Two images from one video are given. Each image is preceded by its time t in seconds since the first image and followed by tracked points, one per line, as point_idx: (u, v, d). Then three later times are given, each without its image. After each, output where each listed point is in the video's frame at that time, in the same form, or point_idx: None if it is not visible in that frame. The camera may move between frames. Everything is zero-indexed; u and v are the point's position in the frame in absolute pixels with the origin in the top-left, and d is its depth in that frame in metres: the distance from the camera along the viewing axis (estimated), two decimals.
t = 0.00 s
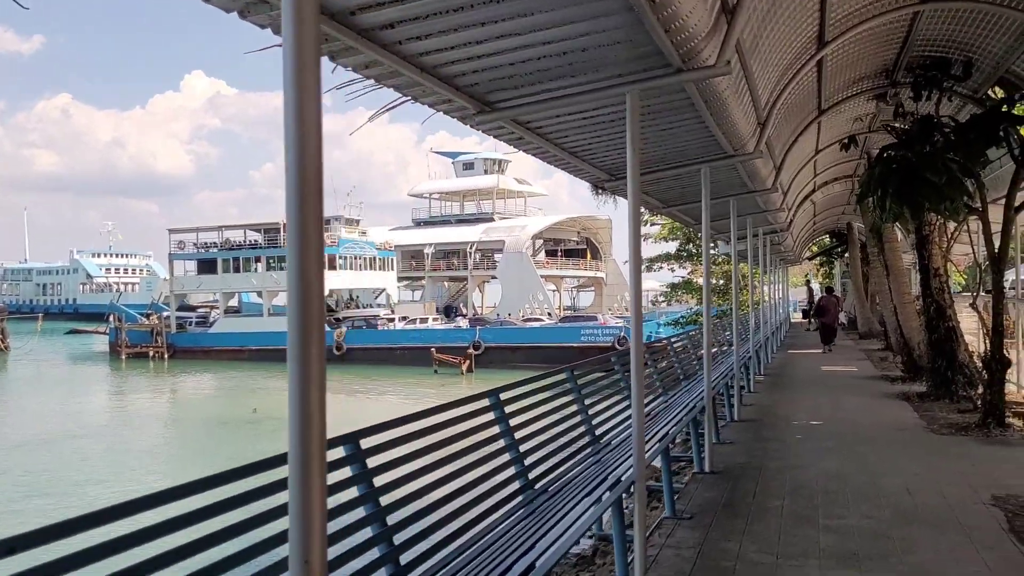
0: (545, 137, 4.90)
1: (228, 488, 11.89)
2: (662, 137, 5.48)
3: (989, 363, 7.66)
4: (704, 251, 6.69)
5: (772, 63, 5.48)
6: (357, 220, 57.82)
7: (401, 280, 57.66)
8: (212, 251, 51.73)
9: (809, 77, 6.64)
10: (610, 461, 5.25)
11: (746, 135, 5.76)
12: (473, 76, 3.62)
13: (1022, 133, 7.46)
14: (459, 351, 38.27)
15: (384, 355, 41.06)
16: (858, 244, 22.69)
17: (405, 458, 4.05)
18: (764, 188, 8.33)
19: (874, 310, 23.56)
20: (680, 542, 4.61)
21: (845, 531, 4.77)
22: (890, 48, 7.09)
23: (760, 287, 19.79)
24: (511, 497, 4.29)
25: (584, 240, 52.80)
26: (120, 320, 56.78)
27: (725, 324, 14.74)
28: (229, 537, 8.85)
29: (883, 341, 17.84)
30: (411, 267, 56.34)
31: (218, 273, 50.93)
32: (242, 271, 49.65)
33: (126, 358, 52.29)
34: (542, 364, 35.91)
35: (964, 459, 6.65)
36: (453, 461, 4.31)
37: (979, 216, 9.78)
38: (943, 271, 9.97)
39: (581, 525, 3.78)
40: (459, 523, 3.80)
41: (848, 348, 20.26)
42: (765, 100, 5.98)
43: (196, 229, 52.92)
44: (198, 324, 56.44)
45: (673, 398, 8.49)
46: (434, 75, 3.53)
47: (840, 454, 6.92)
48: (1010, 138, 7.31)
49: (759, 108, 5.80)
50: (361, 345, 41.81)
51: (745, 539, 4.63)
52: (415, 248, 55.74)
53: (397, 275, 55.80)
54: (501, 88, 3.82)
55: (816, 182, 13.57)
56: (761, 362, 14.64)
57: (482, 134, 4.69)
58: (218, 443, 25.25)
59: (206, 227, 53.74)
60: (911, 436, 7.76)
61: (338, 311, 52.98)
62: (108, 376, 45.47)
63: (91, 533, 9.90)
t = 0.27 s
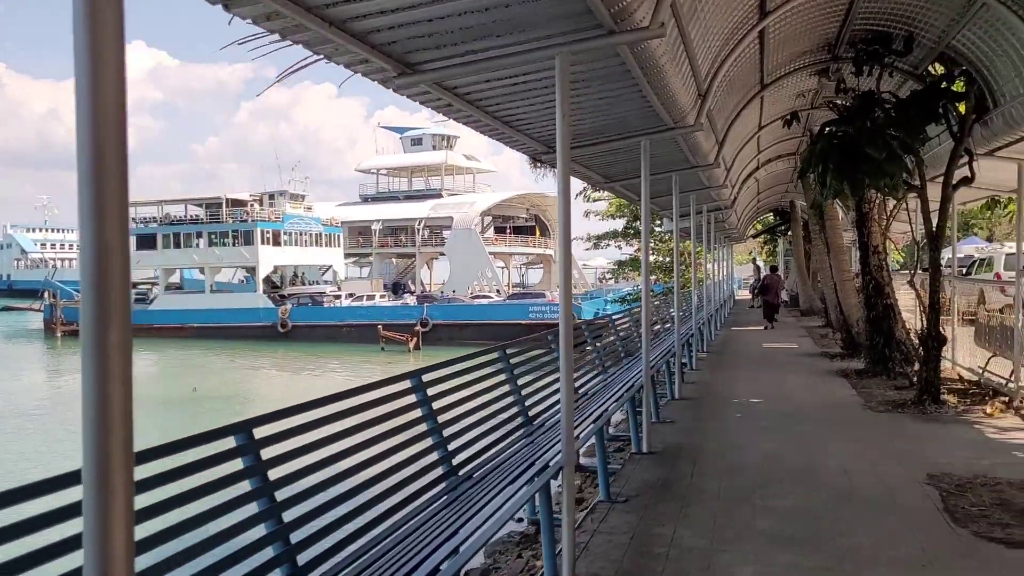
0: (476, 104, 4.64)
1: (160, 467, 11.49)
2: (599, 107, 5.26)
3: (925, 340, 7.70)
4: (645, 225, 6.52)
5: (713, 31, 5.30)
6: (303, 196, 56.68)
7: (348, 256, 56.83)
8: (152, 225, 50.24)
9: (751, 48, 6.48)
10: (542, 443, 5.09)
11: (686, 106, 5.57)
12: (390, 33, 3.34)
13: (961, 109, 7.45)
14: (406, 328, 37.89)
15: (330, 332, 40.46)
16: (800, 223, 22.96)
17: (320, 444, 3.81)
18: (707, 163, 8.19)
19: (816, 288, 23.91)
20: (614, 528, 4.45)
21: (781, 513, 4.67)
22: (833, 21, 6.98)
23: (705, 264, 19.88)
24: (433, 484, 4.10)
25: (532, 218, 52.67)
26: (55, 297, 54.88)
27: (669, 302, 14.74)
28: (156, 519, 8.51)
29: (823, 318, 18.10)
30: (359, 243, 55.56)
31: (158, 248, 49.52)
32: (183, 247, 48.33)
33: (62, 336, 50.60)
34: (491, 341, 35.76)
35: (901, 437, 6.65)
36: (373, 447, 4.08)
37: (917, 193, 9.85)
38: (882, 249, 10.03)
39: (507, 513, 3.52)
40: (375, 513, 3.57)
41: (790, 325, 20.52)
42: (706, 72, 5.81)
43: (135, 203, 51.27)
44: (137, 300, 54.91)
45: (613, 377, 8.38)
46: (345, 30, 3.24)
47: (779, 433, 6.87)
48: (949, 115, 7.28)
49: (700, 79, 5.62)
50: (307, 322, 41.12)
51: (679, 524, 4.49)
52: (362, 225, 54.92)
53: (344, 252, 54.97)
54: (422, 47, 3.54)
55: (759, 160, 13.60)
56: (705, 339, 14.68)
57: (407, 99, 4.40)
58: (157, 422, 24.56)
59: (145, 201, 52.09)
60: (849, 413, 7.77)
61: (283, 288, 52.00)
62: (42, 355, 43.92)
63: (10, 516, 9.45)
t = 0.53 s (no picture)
0: (402, 95, 4.34)
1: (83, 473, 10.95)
2: (533, 102, 5.01)
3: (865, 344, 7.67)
4: (584, 223, 6.31)
5: (654, 27, 5.10)
6: (245, 192, 55.47)
7: (292, 254, 55.77)
8: (86, 221, 48.56)
9: (692, 44, 6.31)
10: (473, 452, 4.82)
11: (626, 103, 5.37)
12: (299, 10, 3.05)
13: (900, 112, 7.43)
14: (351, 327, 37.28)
15: (272, 332, 39.61)
16: (743, 225, 23.17)
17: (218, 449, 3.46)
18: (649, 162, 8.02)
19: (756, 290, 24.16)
20: (544, 544, 4.22)
21: (719, 526, 4.51)
22: (774, 20, 6.88)
23: (648, 265, 19.86)
24: (346, 501, 3.73)
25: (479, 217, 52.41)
26: None
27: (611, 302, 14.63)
28: (72, 531, 8.05)
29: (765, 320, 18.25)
30: (303, 241, 54.61)
31: (92, 245, 47.91)
32: (118, 243, 46.82)
33: None
34: (436, 341, 35.40)
35: (840, 442, 6.59)
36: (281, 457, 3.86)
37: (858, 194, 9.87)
38: (823, 250, 10.03)
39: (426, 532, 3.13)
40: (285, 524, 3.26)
41: (733, 326, 20.67)
42: (647, 66, 5.62)
43: (68, 198, 49.53)
44: (70, 298, 53.05)
45: (553, 380, 8.18)
46: (247, 6, 2.93)
47: (719, 438, 6.75)
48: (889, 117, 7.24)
49: (640, 74, 5.43)
50: (248, 321, 40.14)
51: (614, 539, 4.26)
52: (306, 222, 53.92)
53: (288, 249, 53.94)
54: (336, 28, 3.26)
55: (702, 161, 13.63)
56: (648, 340, 14.62)
57: (326, 87, 4.10)
58: (87, 424, 23.61)
59: (79, 196, 50.37)
60: (790, 418, 7.67)
61: (225, 286, 50.78)
62: None
63: None
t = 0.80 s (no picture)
0: (368, 95, 4.09)
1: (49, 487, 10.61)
2: (507, 104, 4.77)
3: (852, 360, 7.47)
4: (563, 234, 6.08)
5: (634, 27, 4.89)
6: (230, 201, 55.06)
7: (277, 264, 55.36)
8: (68, 229, 48.06)
9: (675, 48, 6.11)
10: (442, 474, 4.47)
11: (607, 108, 5.14)
12: None
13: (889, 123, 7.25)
14: (335, 339, 36.89)
15: (255, 342, 39.17)
16: (729, 238, 23.06)
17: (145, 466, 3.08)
18: (632, 172, 7.80)
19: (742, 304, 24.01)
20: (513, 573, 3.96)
21: (702, 552, 4.24)
22: (760, 26, 6.70)
23: (634, 278, 19.68)
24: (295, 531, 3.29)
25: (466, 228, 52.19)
26: None
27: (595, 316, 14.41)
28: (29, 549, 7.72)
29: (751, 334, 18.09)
30: (289, 251, 54.21)
31: (74, 253, 47.39)
32: (101, 252, 46.33)
33: None
34: (421, 353, 35.06)
35: (826, 462, 6.37)
36: (219, 467, 3.32)
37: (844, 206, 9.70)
38: (809, 264, 9.85)
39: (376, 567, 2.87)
40: (217, 557, 2.93)
41: (719, 340, 20.49)
42: (628, 71, 5.41)
43: (50, 206, 48.99)
44: (51, 307, 52.45)
45: (532, 395, 7.93)
46: None
47: (702, 457, 6.51)
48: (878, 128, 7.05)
49: (621, 80, 5.22)
50: (230, 331, 39.67)
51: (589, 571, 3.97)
52: (292, 233, 53.57)
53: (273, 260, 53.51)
54: (287, 17, 2.99)
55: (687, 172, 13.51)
56: (632, 354, 14.40)
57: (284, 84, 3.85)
58: (64, 435, 23.18)
59: (61, 204, 49.83)
60: (774, 436, 7.44)
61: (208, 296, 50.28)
62: None
63: None
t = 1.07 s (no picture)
0: (344, 112, 3.89)
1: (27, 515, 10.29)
2: (493, 124, 4.57)
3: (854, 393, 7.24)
4: (553, 259, 5.86)
5: (629, 46, 4.70)
6: (228, 223, 54.89)
7: (274, 287, 55.11)
8: (65, 251, 47.85)
9: (670, 68, 5.93)
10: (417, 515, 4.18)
11: (599, 130, 4.94)
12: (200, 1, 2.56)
13: (890, 149, 7.07)
14: (331, 362, 36.51)
15: (249, 365, 38.80)
16: (728, 264, 22.86)
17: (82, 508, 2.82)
18: (625, 196, 7.60)
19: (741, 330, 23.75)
20: None
21: None
22: (757, 48, 6.55)
23: (631, 304, 19.44)
24: None
25: (464, 253, 52.00)
26: None
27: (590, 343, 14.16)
28: None
29: (750, 362, 17.80)
30: (286, 274, 53.95)
31: (70, 275, 47.13)
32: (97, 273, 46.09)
33: None
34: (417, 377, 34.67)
35: (828, 501, 6.08)
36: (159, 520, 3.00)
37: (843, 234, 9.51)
38: (807, 292, 9.64)
39: None
40: None
41: (718, 367, 20.21)
42: (621, 92, 5.21)
43: (48, 227, 48.83)
44: (47, 328, 52.12)
45: (521, 425, 7.65)
46: None
47: (698, 494, 6.23)
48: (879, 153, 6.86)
49: (613, 102, 5.03)
50: (225, 354, 39.31)
51: None
52: (290, 255, 53.37)
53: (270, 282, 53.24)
54: (247, 27, 2.78)
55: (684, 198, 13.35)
56: (628, 382, 14.13)
57: (254, 100, 3.63)
58: (54, 459, 22.79)
59: (59, 225, 49.67)
60: (773, 470, 7.19)
61: (204, 319, 49.95)
62: None
63: None
